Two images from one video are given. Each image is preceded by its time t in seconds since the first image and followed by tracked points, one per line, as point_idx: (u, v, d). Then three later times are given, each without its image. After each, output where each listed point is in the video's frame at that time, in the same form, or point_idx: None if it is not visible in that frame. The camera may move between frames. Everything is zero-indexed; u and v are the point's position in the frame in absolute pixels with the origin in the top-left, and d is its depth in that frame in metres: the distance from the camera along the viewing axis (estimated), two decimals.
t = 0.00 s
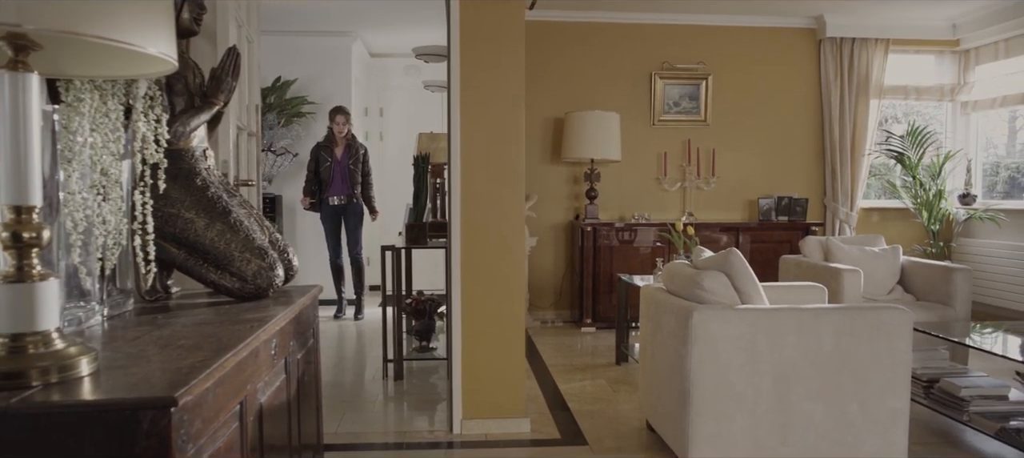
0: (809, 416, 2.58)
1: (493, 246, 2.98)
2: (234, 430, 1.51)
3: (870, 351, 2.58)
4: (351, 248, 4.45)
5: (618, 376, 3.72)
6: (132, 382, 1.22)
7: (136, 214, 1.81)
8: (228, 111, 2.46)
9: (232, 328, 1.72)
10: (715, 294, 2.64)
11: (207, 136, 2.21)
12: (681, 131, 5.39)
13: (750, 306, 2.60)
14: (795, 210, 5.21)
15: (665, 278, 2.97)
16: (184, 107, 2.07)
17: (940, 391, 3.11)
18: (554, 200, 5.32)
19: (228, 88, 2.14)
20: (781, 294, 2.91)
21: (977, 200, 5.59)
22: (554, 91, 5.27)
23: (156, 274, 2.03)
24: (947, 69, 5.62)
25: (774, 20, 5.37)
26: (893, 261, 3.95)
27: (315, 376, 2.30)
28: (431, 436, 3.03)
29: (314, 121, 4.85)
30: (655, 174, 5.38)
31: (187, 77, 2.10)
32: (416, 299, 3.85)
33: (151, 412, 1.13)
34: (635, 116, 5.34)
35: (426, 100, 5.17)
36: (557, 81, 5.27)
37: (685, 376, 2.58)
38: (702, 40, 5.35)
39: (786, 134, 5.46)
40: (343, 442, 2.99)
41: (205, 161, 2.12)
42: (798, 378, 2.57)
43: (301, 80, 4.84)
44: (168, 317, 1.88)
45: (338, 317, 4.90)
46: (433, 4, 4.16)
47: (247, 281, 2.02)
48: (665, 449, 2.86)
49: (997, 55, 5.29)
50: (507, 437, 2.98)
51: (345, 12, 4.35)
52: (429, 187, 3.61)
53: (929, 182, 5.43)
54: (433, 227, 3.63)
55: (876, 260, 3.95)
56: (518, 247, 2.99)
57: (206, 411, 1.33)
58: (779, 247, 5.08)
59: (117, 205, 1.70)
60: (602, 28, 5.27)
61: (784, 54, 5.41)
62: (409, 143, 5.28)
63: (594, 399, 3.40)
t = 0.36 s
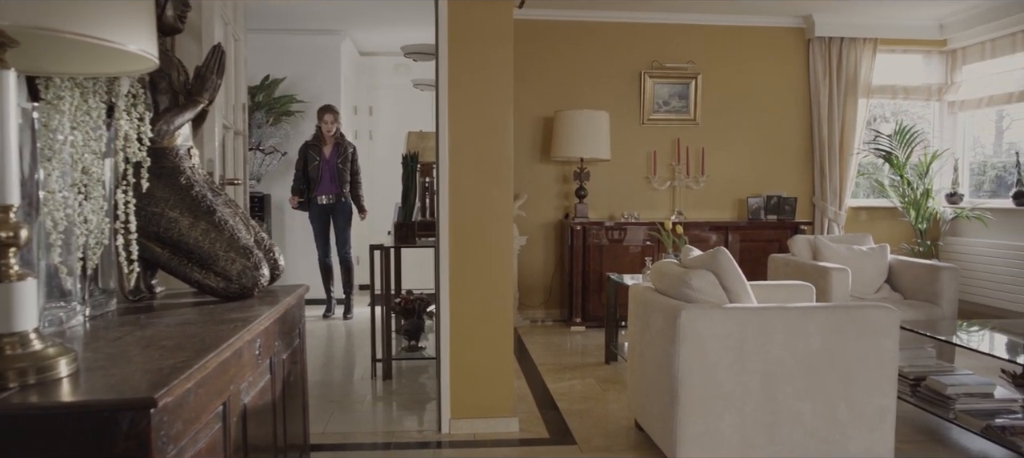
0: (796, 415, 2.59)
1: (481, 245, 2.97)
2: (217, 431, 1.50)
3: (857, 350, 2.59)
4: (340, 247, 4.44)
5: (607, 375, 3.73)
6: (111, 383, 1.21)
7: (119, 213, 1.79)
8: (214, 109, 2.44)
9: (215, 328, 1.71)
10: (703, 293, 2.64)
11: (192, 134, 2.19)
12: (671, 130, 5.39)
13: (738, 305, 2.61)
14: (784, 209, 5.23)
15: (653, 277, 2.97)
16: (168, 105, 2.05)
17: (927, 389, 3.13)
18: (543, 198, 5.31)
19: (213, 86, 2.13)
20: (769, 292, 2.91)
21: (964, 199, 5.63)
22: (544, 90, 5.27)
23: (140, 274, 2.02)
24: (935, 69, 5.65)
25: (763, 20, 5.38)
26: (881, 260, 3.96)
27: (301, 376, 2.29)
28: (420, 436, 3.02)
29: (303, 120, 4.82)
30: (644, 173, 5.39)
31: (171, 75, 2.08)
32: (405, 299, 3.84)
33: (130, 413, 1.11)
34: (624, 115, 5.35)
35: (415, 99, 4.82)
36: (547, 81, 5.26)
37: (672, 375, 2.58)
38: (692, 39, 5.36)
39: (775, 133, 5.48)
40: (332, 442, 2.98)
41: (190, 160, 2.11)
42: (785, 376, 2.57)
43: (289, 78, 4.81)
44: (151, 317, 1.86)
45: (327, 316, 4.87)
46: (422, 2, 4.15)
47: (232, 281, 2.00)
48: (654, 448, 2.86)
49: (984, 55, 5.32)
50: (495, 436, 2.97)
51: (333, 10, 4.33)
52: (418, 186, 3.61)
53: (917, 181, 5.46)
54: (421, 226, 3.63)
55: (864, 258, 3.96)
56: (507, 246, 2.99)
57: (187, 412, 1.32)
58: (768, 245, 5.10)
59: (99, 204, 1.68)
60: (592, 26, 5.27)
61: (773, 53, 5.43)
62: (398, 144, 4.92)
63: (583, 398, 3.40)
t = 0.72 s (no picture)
0: (780, 414, 2.60)
1: (467, 245, 2.96)
2: (194, 433, 1.48)
3: (841, 349, 2.60)
4: (326, 247, 4.42)
5: (593, 375, 3.73)
6: (85, 385, 1.19)
7: (96, 213, 1.77)
8: (195, 107, 2.41)
9: (194, 328, 1.69)
10: (688, 293, 2.64)
11: (173, 133, 2.16)
12: (658, 130, 5.40)
13: (723, 305, 2.61)
14: (770, 208, 5.25)
15: (639, 276, 2.97)
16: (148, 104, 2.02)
17: (910, 388, 3.15)
18: (530, 198, 5.31)
19: (193, 84, 2.10)
20: (755, 292, 2.92)
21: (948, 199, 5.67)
22: (530, 89, 5.26)
23: (119, 274, 1.99)
24: (919, 69, 5.69)
25: (750, 19, 5.40)
26: (866, 260, 3.98)
27: (283, 377, 2.27)
28: (406, 436, 3.01)
29: (290, 119, 4.82)
30: (631, 173, 5.39)
31: (151, 73, 2.05)
32: (390, 298, 3.83)
33: (102, 416, 1.10)
34: (611, 114, 5.35)
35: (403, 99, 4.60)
36: (534, 80, 5.26)
37: (657, 374, 2.58)
38: (680, 39, 5.37)
39: (761, 133, 5.50)
40: (316, 443, 2.96)
41: (170, 159, 2.08)
42: (770, 375, 2.58)
43: (274, 77, 4.79)
44: (130, 317, 1.84)
45: (313, 316, 4.84)
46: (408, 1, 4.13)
47: (212, 281, 1.98)
48: (639, 448, 2.86)
49: (967, 55, 5.37)
50: (480, 436, 2.96)
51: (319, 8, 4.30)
52: (404, 185, 3.60)
53: (901, 181, 5.49)
54: (407, 226, 3.61)
55: (849, 257, 3.97)
56: (492, 246, 2.98)
57: (163, 414, 1.30)
58: (754, 245, 5.12)
59: (75, 203, 1.66)
60: (579, 25, 5.27)
61: (759, 53, 5.44)
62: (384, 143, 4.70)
63: (569, 398, 3.40)
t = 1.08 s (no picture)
0: (762, 413, 2.60)
1: (450, 244, 2.95)
2: (168, 436, 1.46)
3: (823, 348, 2.61)
4: (309, 247, 4.40)
5: (577, 374, 3.72)
6: (53, 388, 1.17)
7: (69, 213, 1.74)
8: (173, 106, 2.38)
9: (170, 329, 1.66)
10: (671, 293, 2.64)
11: (150, 132, 2.13)
12: (643, 130, 5.41)
13: (705, 304, 2.61)
14: (754, 208, 5.27)
15: (622, 276, 2.96)
16: (124, 102, 1.99)
17: (892, 387, 3.17)
18: (515, 198, 5.30)
19: (171, 83, 2.08)
20: (737, 291, 2.93)
21: (929, 198, 5.71)
22: (516, 88, 5.25)
23: (94, 275, 1.96)
24: (901, 70, 5.73)
25: (734, 19, 5.42)
26: (849, 259, 4.00)
27: (263, 378, 2.25)
28: (390, 437, 2.99)
29: (272, 118, 4.78)
30: (616, 173, 5.40)
31: (127, 71, 2.02)
32: (374, 298, 3.81)
33: (70, 420, 1.08)
34: (596, 114, 5.35)
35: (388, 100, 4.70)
36: (519, 79, 5.25)
37: (641, 374, 2.58)
38: (665, 39, 5.38)
39: (746, 133, 5.52)
40: (300, 444, 2.93)
41: (147, 158, 2.05)
42: (752, 375, 2.58)
43: (256, 77, 4.73)
44: (105, 319, 1.81)
45: (297, 317, 4.81)
46: None
47: (190, 282, 1.96)
48: (622, 448, 2.85)
49: (948, 56, 5.42)
50: (464, 437, 2.95)
51: (301, 7, 4.27)
52: (387, 184, 3.59)
53: (884, 180, 5.53)
54: (390, 226, 3.60)
55: (832, 256, 3.99)
56: (476, 246, 2.97)
57: (135, 417, 1.28)
58: (738, 244, 5.14)
59: (47, 203, 1.63)
60: (563, 25, 5.26)
61: (743, 53, 5.46)
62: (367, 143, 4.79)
63: (553, 398, 3.39)
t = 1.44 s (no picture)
0: (743, 412, 2.61)
1: (432, 244, 2.94)
2: (140, 439, 1.44)
3: (803, 346, 2.62)
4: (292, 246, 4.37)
5: (560, 373, 3.72)
6: (18, 390, 1.16)
7: (40, 212, 1.71)
8: (149, 103, 2.35)
9: (143, 330, 1.64)
10: (652, 291, 2.64)
11: (124, 130, 2.11)
12: (626, 128, 5.41)
13: (687, 303, 2.62)
14: (737, 206, 5.30)
15: (603, 275, 2.96)
16: (97, 99, 1.97)
17: (872, 384, 3.19)
18: (498, 196, 5.29)
19: (146, 80, 2.05)
20: (719, 289, 2.93)
21: (910, 197, 5.76)
22: (499, 87, 5.24)
23: (68, 275, 1.93)
24: (881, 69, 5.78)
25: (717, 19, 5.43)
26: (830, 257, 4.02)
27: (241, 378, 2.23)
28: (371, 437, 2.97)
29: (254, 117, 4.69)
30: (599, 172, 5.40)
31: (100, 67, 1.99)
32: (357, 298, 3.78)
33: (35, 424, 1.06)
34: (580, 113, 5.35)
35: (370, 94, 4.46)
36: (503, 78, 5.24)
37: (622, 373, 2.58)
38: (647, 38, 5.39)
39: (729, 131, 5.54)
40: (281, 446, 2.91)
41: (122, 156, 2.02)
42: (733, 373, 2.59)
43: (237, 75, 4.68)
44: (78, 319, 1.79)
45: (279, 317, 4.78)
46: None
47: (165, 282, 1.93)
48: (604, 447, 2.86)
49: (928, 56, 5.46)
50: (446, 437, 2.94)
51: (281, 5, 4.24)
52: (369, 183, 3.57)
53: (865, 179, 5.58)
54: (372, 224, 3.62)
55: (814, 254, 4.02)
56: (457, 245, 2.96)
57: (104, 420, 1.26)
58: (722, 243, 5.16)
59: (16, 202, 1.61)
60: (547, 24, 5.26)
61: (726, 52, 5.48)
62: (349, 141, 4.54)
63: (536, 397, 3.39)
